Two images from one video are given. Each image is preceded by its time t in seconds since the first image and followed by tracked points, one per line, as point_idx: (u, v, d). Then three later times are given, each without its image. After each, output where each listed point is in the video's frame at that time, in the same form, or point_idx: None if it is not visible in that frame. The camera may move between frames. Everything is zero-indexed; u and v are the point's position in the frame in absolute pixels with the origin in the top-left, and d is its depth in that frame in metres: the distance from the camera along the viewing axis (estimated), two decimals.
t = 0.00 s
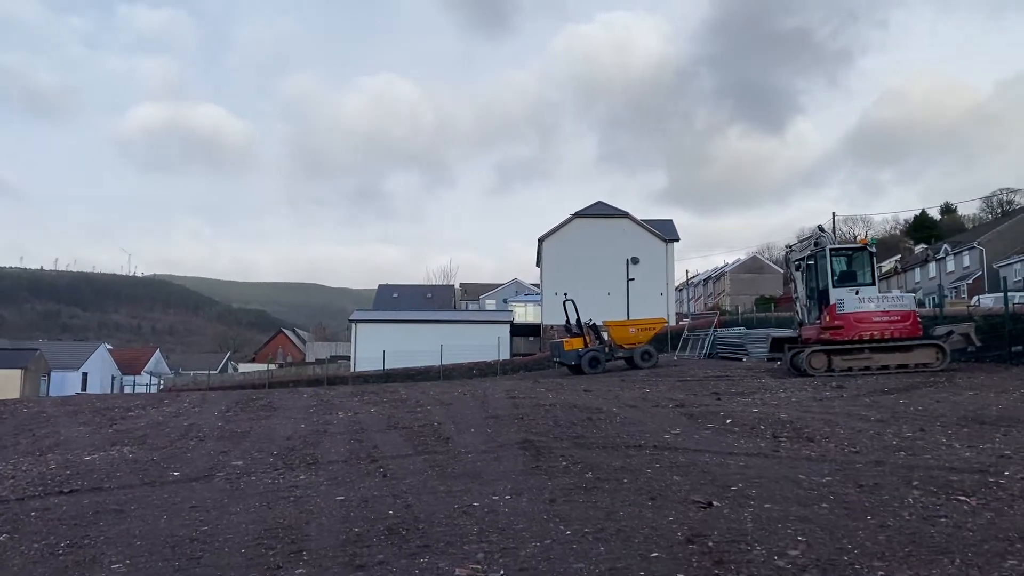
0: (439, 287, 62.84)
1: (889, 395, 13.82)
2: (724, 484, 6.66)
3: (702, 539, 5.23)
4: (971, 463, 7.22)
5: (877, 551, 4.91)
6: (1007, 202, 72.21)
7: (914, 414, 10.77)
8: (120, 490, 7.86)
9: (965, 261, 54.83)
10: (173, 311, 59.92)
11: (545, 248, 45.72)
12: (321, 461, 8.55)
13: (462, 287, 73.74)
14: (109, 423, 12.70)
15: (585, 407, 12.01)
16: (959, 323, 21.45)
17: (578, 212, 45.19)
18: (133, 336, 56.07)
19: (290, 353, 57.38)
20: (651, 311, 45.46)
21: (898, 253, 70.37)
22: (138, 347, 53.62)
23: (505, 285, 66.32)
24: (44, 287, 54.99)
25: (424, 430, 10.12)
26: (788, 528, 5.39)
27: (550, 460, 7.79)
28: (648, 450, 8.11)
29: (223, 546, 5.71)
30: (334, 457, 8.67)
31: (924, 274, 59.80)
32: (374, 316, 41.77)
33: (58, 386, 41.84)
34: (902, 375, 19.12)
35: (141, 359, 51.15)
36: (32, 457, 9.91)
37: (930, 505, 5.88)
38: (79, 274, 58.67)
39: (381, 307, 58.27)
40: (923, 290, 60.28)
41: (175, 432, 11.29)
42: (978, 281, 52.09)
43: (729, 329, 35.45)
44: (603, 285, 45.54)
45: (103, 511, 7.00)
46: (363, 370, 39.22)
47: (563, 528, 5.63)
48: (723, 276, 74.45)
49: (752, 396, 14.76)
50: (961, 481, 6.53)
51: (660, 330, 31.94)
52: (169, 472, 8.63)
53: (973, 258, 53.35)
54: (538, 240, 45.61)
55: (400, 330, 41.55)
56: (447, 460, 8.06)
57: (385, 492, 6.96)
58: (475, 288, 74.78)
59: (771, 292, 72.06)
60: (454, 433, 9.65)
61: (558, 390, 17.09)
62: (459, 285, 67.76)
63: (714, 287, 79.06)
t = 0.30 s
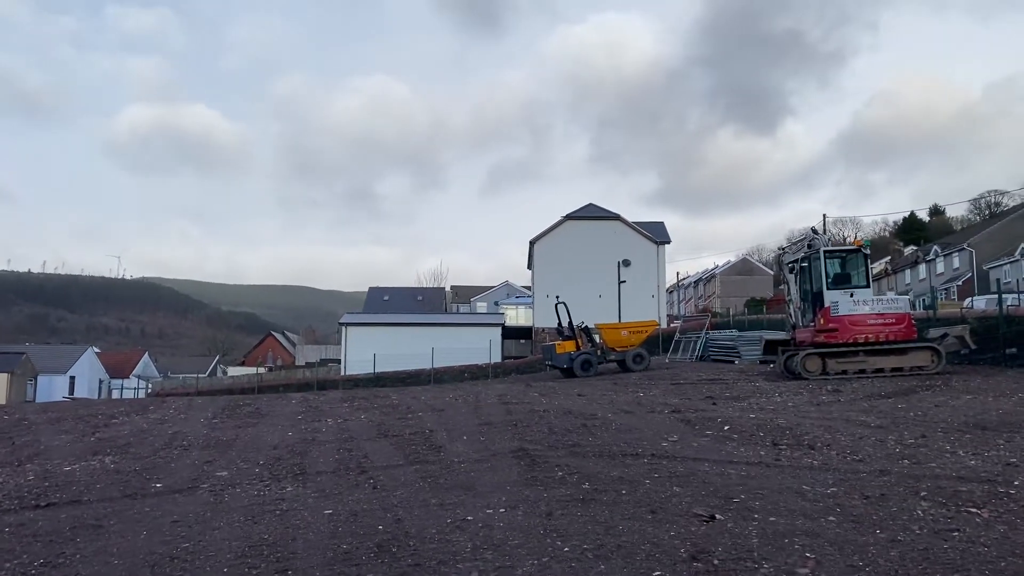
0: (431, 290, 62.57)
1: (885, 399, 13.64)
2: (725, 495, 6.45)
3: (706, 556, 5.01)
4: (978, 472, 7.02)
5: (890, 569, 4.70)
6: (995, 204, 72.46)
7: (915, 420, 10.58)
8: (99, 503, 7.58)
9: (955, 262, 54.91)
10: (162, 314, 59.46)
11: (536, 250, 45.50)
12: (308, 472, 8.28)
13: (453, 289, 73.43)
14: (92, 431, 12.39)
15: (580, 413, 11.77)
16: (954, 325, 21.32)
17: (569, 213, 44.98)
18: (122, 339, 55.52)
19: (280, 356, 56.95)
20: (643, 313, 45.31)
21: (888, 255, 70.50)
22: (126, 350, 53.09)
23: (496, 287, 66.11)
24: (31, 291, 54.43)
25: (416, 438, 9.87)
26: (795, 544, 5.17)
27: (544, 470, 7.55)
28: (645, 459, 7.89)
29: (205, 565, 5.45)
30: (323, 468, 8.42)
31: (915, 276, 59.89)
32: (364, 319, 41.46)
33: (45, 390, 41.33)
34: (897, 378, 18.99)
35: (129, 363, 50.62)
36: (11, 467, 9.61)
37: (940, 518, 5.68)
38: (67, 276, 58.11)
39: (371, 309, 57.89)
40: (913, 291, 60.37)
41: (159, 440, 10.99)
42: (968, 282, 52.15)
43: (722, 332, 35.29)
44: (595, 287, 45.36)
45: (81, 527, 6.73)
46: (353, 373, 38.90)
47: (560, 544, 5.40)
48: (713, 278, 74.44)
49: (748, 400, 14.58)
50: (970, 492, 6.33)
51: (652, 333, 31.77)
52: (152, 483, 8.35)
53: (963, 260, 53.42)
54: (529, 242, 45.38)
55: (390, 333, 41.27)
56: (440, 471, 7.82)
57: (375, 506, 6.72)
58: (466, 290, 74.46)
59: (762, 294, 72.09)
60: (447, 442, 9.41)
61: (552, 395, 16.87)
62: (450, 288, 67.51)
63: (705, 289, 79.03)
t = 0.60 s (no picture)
0: (419, 292, 62.31)
1: (880, 401, 13.51)
2: (727, 500, 6.25)
3: (712, 565, 4.81)
4: (984, 477, 6.86)
5: None
6: (980, 207, 72.93)
7: (913, 422, 10.44)
8: (78, 510, 7.30)
9: (942, 265, 55.14)
10: (149, 316, 58.94)
11: (526, 253, 45.31)
12: (295, 477, 8.02)
13: (442, 291, 73.18)
14: (74, 435, 12.07)
15: (573, 415, 11.55)
16: (945, 327, 21.27)
17: (559, 216, 44.81)
18: (109, 341, 54.95)
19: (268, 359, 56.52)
20: (632, 315, 45.22)
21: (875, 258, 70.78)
22: (113, 353, 52.55)
23: (485, 289, 65.94)
24: (15, 292, 53.82)
25: (406, 442, 9.64)
26: (803, 552, 4.98)
27: (540, 474, 7.33)
28: (643, 462, 7.69)
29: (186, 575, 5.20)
30: (311, 472, 8.17)
31: (902, 279, 60.13)
32: (353, 322, 41.16)
33: (29, 393, 40.69)
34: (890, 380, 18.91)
35: (115, 365, 50.07)
36: None
37: (950, 524, 5.51)
38: (52, 278, 57.52)
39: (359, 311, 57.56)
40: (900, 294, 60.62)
41: (142, 444, 10.70)
42: (955, 285, 52.38)
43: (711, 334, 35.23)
44: (584, 289, 45.22)
45: (58, 535, 6.45)
46: (342, 376, 38.59)
47: (560, 553, 5.18)
48: (701, 280, 74.53)
49: (742, 403, 14.42)
50: (977, 497, 6.17)
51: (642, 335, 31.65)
52: (133, 488, 8.07)
53: (950, 263, 53.63)
54: (518, 244, 45.18)
55: (379, 336, 40.99)
56: (431, 475, 7.60)
57: (365, 512, 6.49)
58: (455, 293, 74.23)
59: (750, 296, 72.24)
60: (438, 445, 9.18)
61: (543, 397, 16.68)
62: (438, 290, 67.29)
63: (693, 291, 79.13)
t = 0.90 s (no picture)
0: (408, 295, 61.96)
1: (876, 410, 13.34)
2: (730, 517, 6.02)
3: None
4: (992, 492, 6.67)
5: None
6: (965, 214, 73.39)
7: (912, 432, 10.25)
8: (50, 525, 6.97)
9: (928, 271, 55.33)
10: (133, 319, 58.28)
11: (515, 257, 45.09)
12: (280, 490, 7.73)
13: (430, 295, 72.82)
14: (51, 443, 11.69)
15: (566, 423, 11.29)
16: (937, 334, 21.17)
17: (548, 220, 44.64)
18: (93, 344, 54.22)
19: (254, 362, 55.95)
20: (621, 320, 45.05)
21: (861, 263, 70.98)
22: (97, 355, 51.89)
23: (473, 293, 65.69)
24: None
25: (394, 452, 9.35)
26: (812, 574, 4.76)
27: (535, 488, 7.07)
28: (640, 475, 7.45)
29: None
30: (296, 484, 7.87)
31: (889, 284, 60.32)
32: (339, 325, 40.77)
33: (10, 397, 39.83)
34: (882, 387, 18.78)
35: (99, 368, 49.37)
36: None
37: (963, 544, 5.30)
38: (35, 278, 56.73)
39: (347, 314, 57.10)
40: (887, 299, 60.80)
41: (122, 453, 10.36)
42: (941, 292, 52.52)
43: (701, 339, 35.11)
44: (574, 294, 45.03)
45: (27, 553, 6.13)
46: (328, 380, 38.16)
47: None
48: (689, 285, 74.54)
49: (736, 410, 14.23)
50: (988, 514, 5.96)
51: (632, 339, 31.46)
52: (111, 501, 7.74)
53: (937, 269, 53.83)
54: (507, 248, 44.95)
55: (366, 339, 40.60)
56: (422, 489, 7.32)
57: (353, 529, 6.20)
58: (443, 296, 73.87)
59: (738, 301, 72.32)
60: (428, 456, 8.91)
61: (533, 403, 16.42)
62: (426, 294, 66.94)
63: (680, 296, 79.15)
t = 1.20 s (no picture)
0: (395, 299, 61.61)
1: (869, 419, 13.21)
2: (729, 532, 5.81)
3: None
4: (996, 506, 6.48)
5: None
6: (950, 222, 73.77)
7: (908, 443, 10.08)
8: (19, 537, 6.66)
9: (916, 278, 55.48)
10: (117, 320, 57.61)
11: (503, 261, 44.85)
12: (262, 500, 7.44)
13: (417, 298, 72.42)
14: (25, 448, 11.33)
15: (556, 431, 11.04)
16: (928, 342, 21.12)
17: (537, 224, 44.44)
18: (75, 345, 53.52)
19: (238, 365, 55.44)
20: (610, 325, 44.90)
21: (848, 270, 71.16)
22: (79, 357, 51.23)
23: (461, 297, 65.40)
24: None
25: (380, 461, 9.08)
26: None
27: (526, 500, 6.83)
28: (635, 487, 7.22)
29: None
30: (279, 495, 7.58)
31: (876, 291, 60.47)
32: (325, 328, 40.35)
33: None
34: (874, 395, 18.67)
35: (82, 369, 48.73)
36: None
37: (973, 562, 5.09)
38: (17, 279, 55.97)
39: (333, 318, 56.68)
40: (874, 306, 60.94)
41: (100, 460, 10.03)
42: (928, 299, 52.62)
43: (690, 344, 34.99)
44: (562, 298, 44.84)
45: None
46: (314, 383, 37.75)
47: None
48: (677, 290, 74.56)
49: (728, 418, 14.04)
50: (995, 529, 5.77)
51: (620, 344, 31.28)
52: (84, 511, 7.42)
53: (924, 276, 53.99)
54: (496, 252, 44.70)
55: (352, 343, 40.21)
56: (409, 500, 7.06)
57: (337, 543, 5.93)
58: (431, 300, 73.52)
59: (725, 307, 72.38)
60: (416, 465, 8.65)
61: (522, 409, 16.18)
62: (413, 297, 66.60)
63: (668, 301, 79.18)
